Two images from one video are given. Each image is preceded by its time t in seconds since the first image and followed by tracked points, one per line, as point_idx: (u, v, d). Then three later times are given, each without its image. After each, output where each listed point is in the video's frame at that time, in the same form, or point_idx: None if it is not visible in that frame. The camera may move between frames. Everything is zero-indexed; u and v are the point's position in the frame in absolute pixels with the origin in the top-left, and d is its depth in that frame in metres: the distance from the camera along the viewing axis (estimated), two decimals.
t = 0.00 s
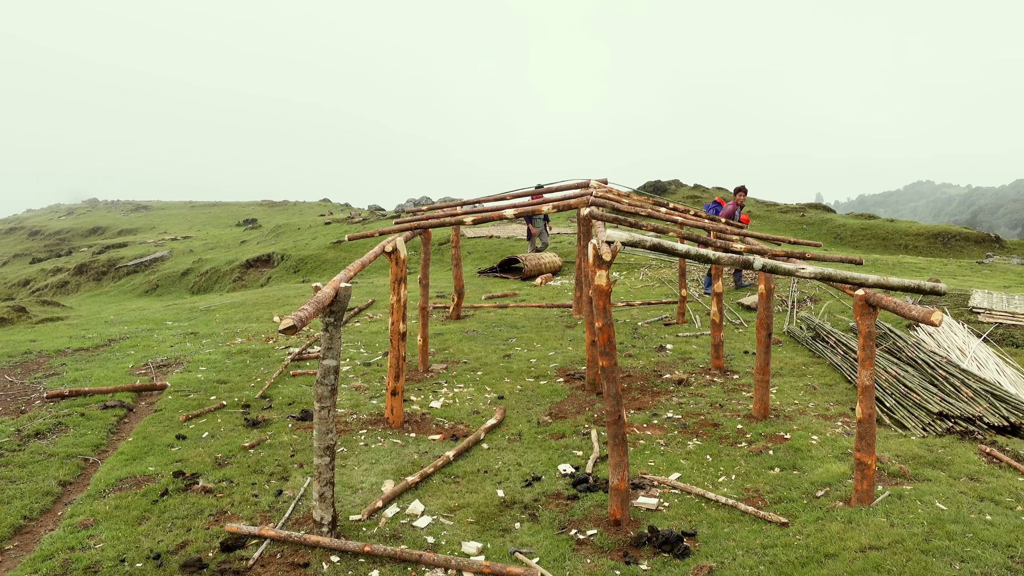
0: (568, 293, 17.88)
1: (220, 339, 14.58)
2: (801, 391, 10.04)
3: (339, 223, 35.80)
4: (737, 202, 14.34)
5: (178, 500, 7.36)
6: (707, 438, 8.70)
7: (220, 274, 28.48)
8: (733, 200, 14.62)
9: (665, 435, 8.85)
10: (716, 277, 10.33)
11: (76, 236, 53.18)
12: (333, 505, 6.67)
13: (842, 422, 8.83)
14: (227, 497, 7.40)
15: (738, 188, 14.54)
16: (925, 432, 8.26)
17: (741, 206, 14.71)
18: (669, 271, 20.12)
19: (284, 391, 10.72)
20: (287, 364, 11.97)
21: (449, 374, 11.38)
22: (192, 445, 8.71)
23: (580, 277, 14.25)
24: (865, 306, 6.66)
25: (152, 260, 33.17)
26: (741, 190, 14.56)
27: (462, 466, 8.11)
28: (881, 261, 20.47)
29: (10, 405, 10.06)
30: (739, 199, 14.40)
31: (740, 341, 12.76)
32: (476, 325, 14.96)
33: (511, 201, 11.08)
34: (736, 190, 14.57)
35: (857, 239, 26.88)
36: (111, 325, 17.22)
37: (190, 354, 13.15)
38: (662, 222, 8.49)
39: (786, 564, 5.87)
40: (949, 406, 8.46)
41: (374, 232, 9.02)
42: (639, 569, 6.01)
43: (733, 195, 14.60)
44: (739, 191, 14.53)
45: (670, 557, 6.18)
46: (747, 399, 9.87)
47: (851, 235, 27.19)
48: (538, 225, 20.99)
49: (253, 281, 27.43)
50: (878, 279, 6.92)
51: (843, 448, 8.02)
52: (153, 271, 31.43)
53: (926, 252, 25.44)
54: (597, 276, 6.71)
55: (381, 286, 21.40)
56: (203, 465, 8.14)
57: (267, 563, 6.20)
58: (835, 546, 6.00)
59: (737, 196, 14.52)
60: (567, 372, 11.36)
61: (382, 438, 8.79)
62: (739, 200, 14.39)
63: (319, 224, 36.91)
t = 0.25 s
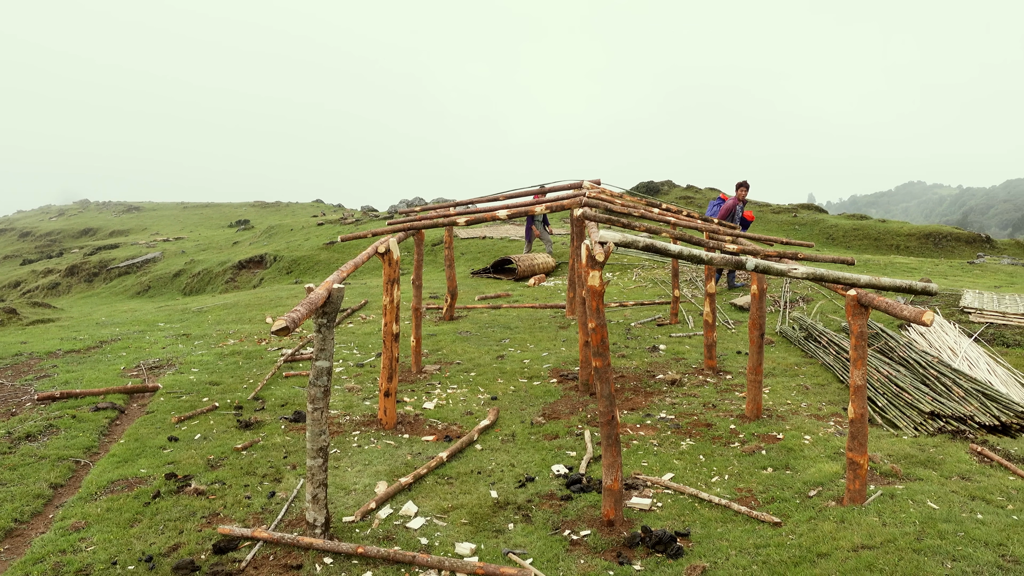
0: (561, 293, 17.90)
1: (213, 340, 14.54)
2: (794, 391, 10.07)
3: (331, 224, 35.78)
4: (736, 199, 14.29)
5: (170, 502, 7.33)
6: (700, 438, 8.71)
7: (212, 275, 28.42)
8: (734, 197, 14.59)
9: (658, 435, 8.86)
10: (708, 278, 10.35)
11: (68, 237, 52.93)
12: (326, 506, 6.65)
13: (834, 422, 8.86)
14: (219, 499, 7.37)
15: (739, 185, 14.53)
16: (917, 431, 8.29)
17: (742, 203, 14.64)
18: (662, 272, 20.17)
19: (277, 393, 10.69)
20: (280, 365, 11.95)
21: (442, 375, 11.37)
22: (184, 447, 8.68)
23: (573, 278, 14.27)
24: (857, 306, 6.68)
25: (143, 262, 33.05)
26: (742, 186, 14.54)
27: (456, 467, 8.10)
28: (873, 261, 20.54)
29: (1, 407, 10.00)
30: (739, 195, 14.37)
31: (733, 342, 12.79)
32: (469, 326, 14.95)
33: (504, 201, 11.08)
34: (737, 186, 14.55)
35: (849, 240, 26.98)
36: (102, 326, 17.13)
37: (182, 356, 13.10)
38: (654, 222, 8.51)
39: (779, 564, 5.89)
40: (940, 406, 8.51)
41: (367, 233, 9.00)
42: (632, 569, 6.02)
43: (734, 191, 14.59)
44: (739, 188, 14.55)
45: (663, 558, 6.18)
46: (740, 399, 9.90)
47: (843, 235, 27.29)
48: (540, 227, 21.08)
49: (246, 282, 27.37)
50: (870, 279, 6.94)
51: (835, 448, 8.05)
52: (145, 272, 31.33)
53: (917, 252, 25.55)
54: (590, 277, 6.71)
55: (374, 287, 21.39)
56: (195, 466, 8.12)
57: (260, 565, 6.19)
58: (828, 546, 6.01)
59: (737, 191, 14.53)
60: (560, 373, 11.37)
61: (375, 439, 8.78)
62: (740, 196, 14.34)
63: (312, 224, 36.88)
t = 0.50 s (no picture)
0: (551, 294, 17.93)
1: (202, 342, 14.47)
2: (784, 391, 10.11)
3: (322, 225, 35.70)
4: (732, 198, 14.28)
5: (159, 504, 7.29)
6: (691, 438, 8.73)
7: (202, 277, 28.29)
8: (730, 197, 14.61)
9: (649, 435, 8.87)
10: (699, 278, 10.38)
11: (56, 239, 52.55)
12: (317, 508, 6.63)
13: (824, 421, 8.90)
14: (209, 502, 7.34)
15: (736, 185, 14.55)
16: (906, 431, 8.33)
17: (738, 203, 14.64)
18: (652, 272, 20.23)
19: (267, 394, 10.66)
20: (270, 367, 11.92)
21: (433, 376, 11.36)
22: (174, 449, 8.64)
23: (564, 278, 14.29)
24: (847, 306, 6.70)
25: (132, 263, 32.88)
26: (739, 187, 14.57)
27: (447, 468, 8.09)
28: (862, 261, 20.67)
29: None
30: (735, 195, 14.37)
31: (723, 342, 12.84)
32: (460, 327, 14.94)
33: (496, 202, 11.07)
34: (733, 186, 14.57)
35: (838, 240, 27.11)
36: (90, 329, 17.00)
37: (172, 358, 13.03)
38: (645, 223, 8.53)
39: (770, 563, 5.91)
40: (929, 405, 8.57)
41: (358, 234, 8.98)
42: (624, 569, 6.02)
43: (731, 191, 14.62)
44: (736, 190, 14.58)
45: (655, 557, 6.19)
46: (731, 399, 9.93)
47: (833, 235, 27.44)
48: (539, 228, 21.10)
49: (236, 283, 27.26)
50: (859, 279, 6.97)
51: (825, 447, 8.09)
52: (134, 274, 31.15)
53: (906, 252, 25.73)
54: (581, 278, 6.72)
55: (365, 289, 21.35)
56: (185, 469, 8.08)
57: (250, 567, 6.16)
58: (818, 545, 6.04)
59: (733, 192, 14.55)
60: (551, 374, 11.38)
61: (366, 440, 8.76)
62: (736, 197, 14.36)
63: (302, 225, 36.84)
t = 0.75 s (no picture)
0: (544, 295, 17.95)
1: (194, 343, 14.42)
2: (775, 390, 10.14)
3: (314, 225, 35.62)
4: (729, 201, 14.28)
5: (150, 507, 7.25)
6: (684, 438, 8.75)
7: (193, 278, 28.17)
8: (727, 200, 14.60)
9: (641, 435, 8.88)
10: (691, 278, 10.41)
11: (45, 240, 52.20)
12: (309, 510, 6.61)
13: (815, 421, 8.93)
14: (200, 504, 7.31)
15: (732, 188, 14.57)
16: (897, 430, 8.37)
17: (736, 206, 14.63)
18: (644, 273, 20.29)
19: (259, 396, 10.63)
20: (262, 368, 11.88)
21: (426, 377, 11.34)
22: (165, 451, 8.60)
23: (556, 279, 14.30)
24: (838, 306, 6.73)
25: (123, 264, 32.74)
26: (736, 190, 14.57)
27: (439, 470, 8.08)
28: (853, 261, 20.78)
29: None
30: (732, 198, 14.38)
31: (715, 342, 12.87)
32: (452, 328, 14.94)
33: (488, 203, 11.06)
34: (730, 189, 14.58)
35: (829, 240, 27.22)
36: (81, 330, 16.90)
37: (163, 359, 12.98)
38: (637, 223, 8.55)
39: (761, 562, 5.92)
40: (919, 404, 8.62)
41: (350, 235, 8.95)
42: (617, 569, 6.02)
43: (728, 194, 14.62)
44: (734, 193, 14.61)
45: (647, 558, 6.20)
46: (723, 399, 9.95)
47: (823, 235, 27.54)
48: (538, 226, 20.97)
49: (227, 285, 27.16)
50: (850, 279, 6.99)
51: (817, 447, 8.12)
52: (124, 276, 30.98)
53: (896, 252, 25.85)
54: (573, 278, 6.71)
55: (357, 290, 21.31)
56: (176, 471, 8.04)
57: (242, 569, 6.13)
58: (810, 544, 6.06)
59: (731, 195, 14.56)
60: (544, 374, 11.39)
61: (358, 442, 8.74)
62: (733, 200, 14.36)
63: (294, 226, 36.82)
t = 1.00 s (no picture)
0: (536, 295, 17.97)
1: (185, 345, 14.36)
2: (767, 390, 10.17)
3: (306, 226, 35.56)
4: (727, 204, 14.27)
5: (142, 509, 7.21)
6: (676, 438, 8.76)
7: (184, 279, 28.07)
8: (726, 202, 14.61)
9: (634, 436, 8.89)
10: (683, 279, 10.43)
11: (35, 241, 51.86)
12: (302, 511, 6.58)
13: (807, 420, 8.96)
14: (192, 506, 7.28)
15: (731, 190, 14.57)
16: (888, 429, 8.40)
17: (735, 208, 14.61)
18: (636, 273, 20.34)
19: (251, 397, 10.60)
20: (254, 370, 11.85)
21: (418, 378, 11.33)
22: (156, 453, 8.57)
23: (549, 280, 14.31)
24: (829, 306, 6.75)
25: (113, 266, 32.59)
26: (734, 192, 14.58)
27: (432, 471, 8.07)
28: (845, 262, 20.88)
29: None
30: (729, 200, 14.39)
31: (707, 342, 12.91)
32: (445, 328, 14.93)
33: (481, 203, 11.06)
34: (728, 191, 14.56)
35: (821, 240, 27.32)
36: (71, 332, 16.81)
37: (154, 361, 12.92)
38: (629, 224, 8.57)
39: (753, 562, 5.94)
40: (910, 404, 8.66)
41: (342, 235, 8.93)
42: (609, 570, 6.03)
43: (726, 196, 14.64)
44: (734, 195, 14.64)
45: (640, 558, 6.20)
46: (715, 399, 9.98)
47: (815, 236, 27.63)
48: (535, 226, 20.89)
49: (219, 286, 27.08)
50: (842, 279, 7.01)
51: (808, 446, 8.15)
52: (114, 277, 30.83)
53: (888, 253, 25.97)
54: (565, 279, 6.70)
55: (350, 291, 21.28)
56: (168, 473, 8.01)
57: (234, 572, 6.11)
58: (802, 543, 6.08)
59: (729, 196, 14.57)
60: (536, 375, 11.39)
61: (350, 443, 8.73)
62: (731, 201, 14.37)
63: (286, 227, 36.77)
